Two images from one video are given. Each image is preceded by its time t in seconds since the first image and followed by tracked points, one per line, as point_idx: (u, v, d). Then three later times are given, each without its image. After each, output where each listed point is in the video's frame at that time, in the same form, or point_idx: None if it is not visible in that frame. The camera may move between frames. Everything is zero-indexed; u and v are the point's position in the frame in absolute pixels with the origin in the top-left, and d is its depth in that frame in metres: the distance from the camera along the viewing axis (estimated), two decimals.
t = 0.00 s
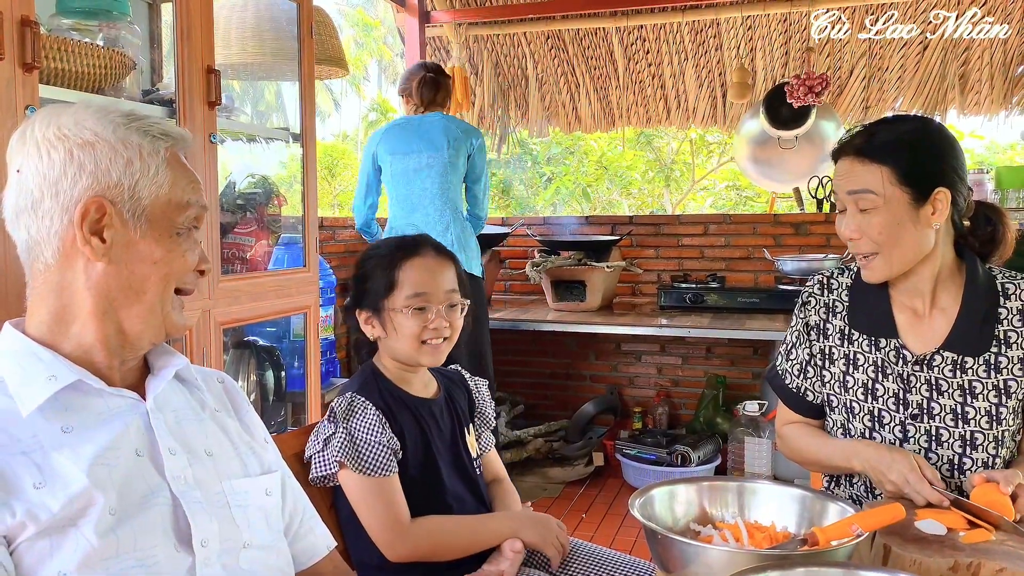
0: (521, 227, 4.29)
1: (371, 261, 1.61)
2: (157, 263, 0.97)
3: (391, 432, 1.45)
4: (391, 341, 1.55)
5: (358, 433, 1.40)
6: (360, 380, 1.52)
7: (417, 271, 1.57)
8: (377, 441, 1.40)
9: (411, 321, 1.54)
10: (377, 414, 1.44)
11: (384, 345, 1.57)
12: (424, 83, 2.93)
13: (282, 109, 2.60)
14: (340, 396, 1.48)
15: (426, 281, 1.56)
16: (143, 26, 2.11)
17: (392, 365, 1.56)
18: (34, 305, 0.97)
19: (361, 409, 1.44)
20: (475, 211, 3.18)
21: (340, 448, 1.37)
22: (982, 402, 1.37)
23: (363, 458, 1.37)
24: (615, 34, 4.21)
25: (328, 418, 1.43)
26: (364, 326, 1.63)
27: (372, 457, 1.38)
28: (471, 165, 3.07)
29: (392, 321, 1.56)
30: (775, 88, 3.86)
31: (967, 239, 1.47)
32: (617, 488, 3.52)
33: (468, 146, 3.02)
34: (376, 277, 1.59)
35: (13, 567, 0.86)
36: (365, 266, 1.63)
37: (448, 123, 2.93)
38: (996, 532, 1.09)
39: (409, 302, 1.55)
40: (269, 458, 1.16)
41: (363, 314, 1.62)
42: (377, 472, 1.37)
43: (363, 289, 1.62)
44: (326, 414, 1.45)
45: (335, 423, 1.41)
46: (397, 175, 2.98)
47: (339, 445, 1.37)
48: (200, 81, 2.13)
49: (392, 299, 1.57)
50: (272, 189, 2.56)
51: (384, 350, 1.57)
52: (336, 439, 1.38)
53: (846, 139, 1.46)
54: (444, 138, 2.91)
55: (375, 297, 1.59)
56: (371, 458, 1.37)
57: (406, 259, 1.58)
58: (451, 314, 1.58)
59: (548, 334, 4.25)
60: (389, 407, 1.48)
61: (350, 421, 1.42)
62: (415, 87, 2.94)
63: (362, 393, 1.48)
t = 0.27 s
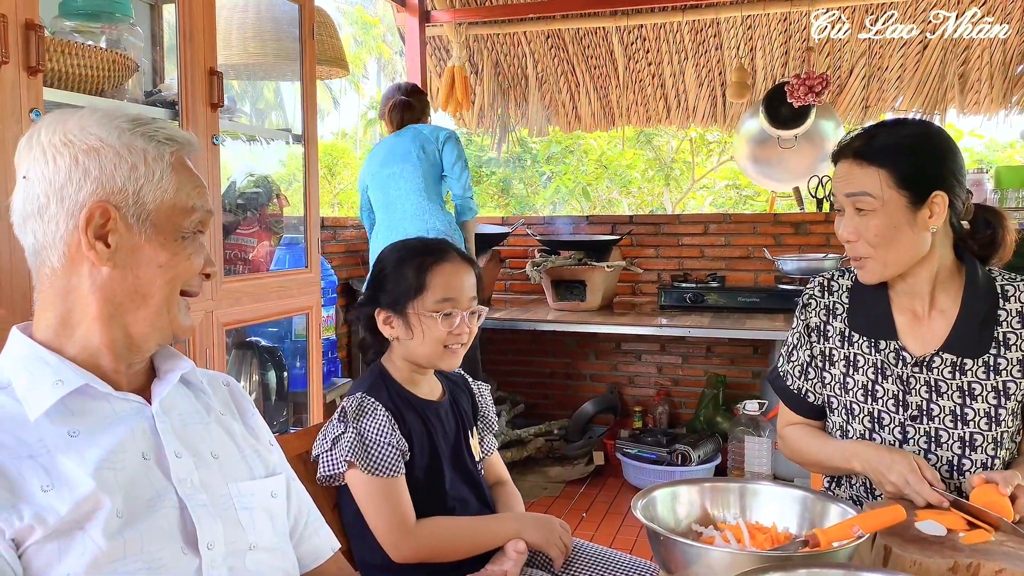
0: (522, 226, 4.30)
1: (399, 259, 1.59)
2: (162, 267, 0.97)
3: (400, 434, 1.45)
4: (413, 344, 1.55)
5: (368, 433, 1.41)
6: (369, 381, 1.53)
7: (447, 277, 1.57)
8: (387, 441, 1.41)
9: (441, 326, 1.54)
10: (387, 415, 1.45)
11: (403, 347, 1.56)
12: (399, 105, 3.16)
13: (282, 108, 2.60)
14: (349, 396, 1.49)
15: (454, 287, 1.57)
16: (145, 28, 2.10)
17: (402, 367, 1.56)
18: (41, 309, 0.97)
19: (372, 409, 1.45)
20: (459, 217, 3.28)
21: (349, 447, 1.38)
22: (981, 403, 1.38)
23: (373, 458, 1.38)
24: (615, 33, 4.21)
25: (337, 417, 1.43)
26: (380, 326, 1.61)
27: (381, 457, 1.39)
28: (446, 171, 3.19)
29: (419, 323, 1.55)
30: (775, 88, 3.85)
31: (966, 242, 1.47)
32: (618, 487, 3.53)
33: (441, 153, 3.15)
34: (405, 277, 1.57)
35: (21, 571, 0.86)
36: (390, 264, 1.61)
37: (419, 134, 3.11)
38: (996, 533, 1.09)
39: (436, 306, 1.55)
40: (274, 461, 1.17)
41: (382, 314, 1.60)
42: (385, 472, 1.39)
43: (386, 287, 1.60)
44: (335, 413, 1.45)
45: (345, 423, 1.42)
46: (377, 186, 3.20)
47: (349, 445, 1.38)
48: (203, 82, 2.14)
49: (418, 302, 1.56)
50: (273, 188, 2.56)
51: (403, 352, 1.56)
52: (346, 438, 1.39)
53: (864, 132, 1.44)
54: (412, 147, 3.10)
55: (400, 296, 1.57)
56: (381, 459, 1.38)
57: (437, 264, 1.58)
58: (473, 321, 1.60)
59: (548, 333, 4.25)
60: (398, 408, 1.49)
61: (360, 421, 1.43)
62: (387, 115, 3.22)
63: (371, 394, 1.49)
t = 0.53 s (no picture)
0: (521, 222, 4.30)
1: (416, 256, 1.61)
2: (158, 259, 0.98)
3: (409, 427, 1.47)
4: (428, 338, 1.56)
5: (378, 425, 1.42)
6: (377, 373, 1.54)
7: (465, 276, 1.60)
8: (396, 433, 1.42)
9: (457, 324, 1.57)
10: (397, 408, 1.46)
11: (417, 341, 1.57)
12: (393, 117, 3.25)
13: (282, 104, 2.61)
14: (359, 387, 1.50)
15: (472, 286, 1.60)
16: (145, 24, 2.08)
17: (412, 359, 1.58)
18: (41, 303, 0.98)
19: (382, 401, 1.46)
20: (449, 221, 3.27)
21: (360, 437, 1.39)
22: (976, 396, 1.39)
23: (382, 449, 1.40)
24: (614, 29, 4.21)
25: (348, 407, 1.45)
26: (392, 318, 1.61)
27: (390, 448, 1.40)
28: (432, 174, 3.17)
29: (436, 319, 1.57)
30: (773, 84, 3.84)
31: (961, 236, 1.48)
32: (616, 481, 3.55)
33: (428, 156, 3.14)
34: (424, 273, 1.59)
35: (24, 560, 0.88)
36: (405, 260, 1.62)
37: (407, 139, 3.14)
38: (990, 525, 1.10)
39: (454, 303, 1.58)
40: (274, 453, 1.18)
41: (395, 307, 1.60)
42: (393, 464, 1.40)
43: (400, 281, 1.61)
44: (346, 403, 1.47)
45: (355, 414, 1.43)
46: (372, 191, 3.26)
47: (359, 435, 1.39)
48: (202, 78, 2.15)
49: (437, 298, 1.58)
50: (273, 184, 2.57)
51: (414, 347, 1.58)
52: (357, 428, 1.40)
53: (872, 123, 1.43)
54: (397, 152, 3.14)
55: (417, 291, 1.59)
56: (390, 450, 1.39)
57: (457, 264, 1.61)
58: (485, 320, 1.62)
59: (547, 328, 4.26)
60: (406, 401, 1.50)
61: (370, 412, 1.44)
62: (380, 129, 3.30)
63: (380, 386, 1.50)
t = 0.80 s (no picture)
0: (518, 217, 4.31)
1: (422, 250, 1.62)
2: (154, 253, 0.99)
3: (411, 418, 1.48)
4: (431, 332, 1.57)
5: (382, 415, 1.43)
6: (382, 365, 1.55)
7: (469, 271, 1.61)
8: (399, 424, 1.44)
9: (462, 319, 1.59)
10: (401, 399, 1.47)
11: (420, 334, 1.58)
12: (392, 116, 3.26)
13: (280, 99, 2.61)
14: (363, 376, 1.51)
15: (477, 282, 1.61)
16: (143, 20, 2.09)
17: (414, 352, 1.59)
18: (37, 296, 1.00)
19: (387, 392, 1.47)
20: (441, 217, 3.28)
21: (364, 426, 1.40)
22: (966, 388, 1.40)
23: (385, 438, 1.41)
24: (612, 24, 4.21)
25: (353, 396, 1.46)
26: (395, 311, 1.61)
27: (393, 438, 1.41)
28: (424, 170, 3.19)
29: (441, 312, 1.58)
30: (769, 79, 3.85)
31: (952, 230, 1.49)
32: (613, 475, 3.56)
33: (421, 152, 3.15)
34: (431, 267, 1.60)
35: (21, 550, 0.89)
36: (411, 254, 1.64)
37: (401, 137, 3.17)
38: (978, 516, 1.12)
39: (458, 298, 1.59)
40: (269, 445, 1.19)
41: (399, 300, 1.60)
42: (395, 454, 1.41)
43: (405, 274, 1.62)
44: (350, 392, 1.48)
45: (360, 403, 1.44)
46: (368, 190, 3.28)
47: (364, 423, 1.40)
48: (199, 73, 2.16)
49: (442, 292, 1.59)
50: (271, 179, 2.58)
51: (416, 339, 1.59)
52: (361, 417, 1.41)
53: (869, 116, 1.44)
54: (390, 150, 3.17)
55: (422, 285, 1.60)
56: (394, 441, 1.41)
57: (462, 259, 1.62)
58: (487, 316, 1.64)
59: (545, 323, 4.28)
60: (410, 393, 1.52)
61: (374, 403, 1.45)
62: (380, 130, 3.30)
63: (385, 377, 1.52)
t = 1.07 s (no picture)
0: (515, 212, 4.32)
1: (425, 244, 1.64)
2: (160, 248, 1.00)
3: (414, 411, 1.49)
4: (435, 325, 1.59)
5: (386, 408, 1.45)
6: (386, 357, 1.56)
7: (472, 263, 1.63)
8: (402, 416, 1.45)
9: (467, 311, 1.61)
10: (405, 392, 1.49)
11: (424, 327, 1.60)
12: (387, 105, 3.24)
13: (279, 94, 2.62)
14: (368, 367, 1.53)
15: (479, 274, 1.63)
16: (138, 15, 2.05)
17: (420, 344, 1.61)
18: (40, 286, 1.00)
19: (391, 385, 1.49)
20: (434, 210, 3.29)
21: (369, 417, 1.41)
22: (957, 379, 1.42)
23: (388, 430, 1.43)
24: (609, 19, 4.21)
25: (358, 386, 1.47)
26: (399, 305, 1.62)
27: (396, 430, 1.43)
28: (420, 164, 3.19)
29: (446, 306, 1.60)
30: (766, 75, 3.91)
31: (945, 224, 1.50)
32: (609, 468, 3.58)
33: (417, 144, 3.15)
34: (435, 261, 1.62)
35: (22, 536, 0.90)
36: (413, 249, 1.65)
37: (399, 128, 3.17)
38: (966, 506, 1.13)
39: (461, 291, 1.61)
40: (266, 435, 1.20)
41: (404, 294, 1.61)
42: (398, 446, 1.43)
43: (408, 269, 1.64)
44: (355, 382, 1.49)
45: (365, 395, 1.45)
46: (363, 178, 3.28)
47: (368, 414, 1.42)
48: (195, 68, 2.17)
49: (445, 285, 1.60)
50: (268, 174, 2.59)
51: (421, 333, 1.60)
52: (365, 408, 1.43)
53: (865, 109, 1.45)
54: (388, 141, 3.17)
55: (427, 279, 1.61)
56: (397, 433, 1.42)
57: (466, 251, 1.64)
58: (489, 308, 1.66)
59: (541, 317, 4.29)
60: (413, 386, 1.53)
61: (379, 395, 1.46)
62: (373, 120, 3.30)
63: (389, 370, 1.53)
